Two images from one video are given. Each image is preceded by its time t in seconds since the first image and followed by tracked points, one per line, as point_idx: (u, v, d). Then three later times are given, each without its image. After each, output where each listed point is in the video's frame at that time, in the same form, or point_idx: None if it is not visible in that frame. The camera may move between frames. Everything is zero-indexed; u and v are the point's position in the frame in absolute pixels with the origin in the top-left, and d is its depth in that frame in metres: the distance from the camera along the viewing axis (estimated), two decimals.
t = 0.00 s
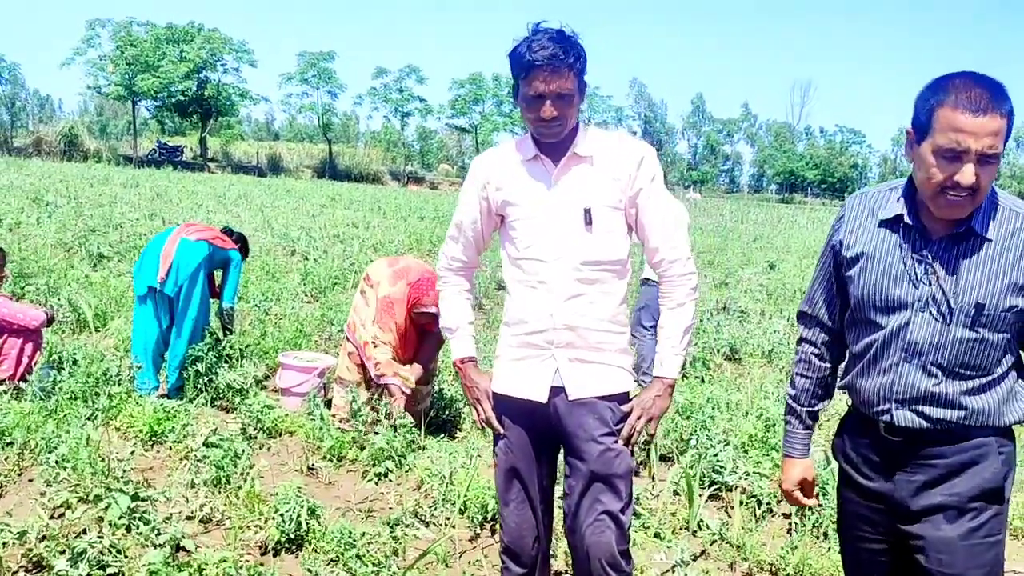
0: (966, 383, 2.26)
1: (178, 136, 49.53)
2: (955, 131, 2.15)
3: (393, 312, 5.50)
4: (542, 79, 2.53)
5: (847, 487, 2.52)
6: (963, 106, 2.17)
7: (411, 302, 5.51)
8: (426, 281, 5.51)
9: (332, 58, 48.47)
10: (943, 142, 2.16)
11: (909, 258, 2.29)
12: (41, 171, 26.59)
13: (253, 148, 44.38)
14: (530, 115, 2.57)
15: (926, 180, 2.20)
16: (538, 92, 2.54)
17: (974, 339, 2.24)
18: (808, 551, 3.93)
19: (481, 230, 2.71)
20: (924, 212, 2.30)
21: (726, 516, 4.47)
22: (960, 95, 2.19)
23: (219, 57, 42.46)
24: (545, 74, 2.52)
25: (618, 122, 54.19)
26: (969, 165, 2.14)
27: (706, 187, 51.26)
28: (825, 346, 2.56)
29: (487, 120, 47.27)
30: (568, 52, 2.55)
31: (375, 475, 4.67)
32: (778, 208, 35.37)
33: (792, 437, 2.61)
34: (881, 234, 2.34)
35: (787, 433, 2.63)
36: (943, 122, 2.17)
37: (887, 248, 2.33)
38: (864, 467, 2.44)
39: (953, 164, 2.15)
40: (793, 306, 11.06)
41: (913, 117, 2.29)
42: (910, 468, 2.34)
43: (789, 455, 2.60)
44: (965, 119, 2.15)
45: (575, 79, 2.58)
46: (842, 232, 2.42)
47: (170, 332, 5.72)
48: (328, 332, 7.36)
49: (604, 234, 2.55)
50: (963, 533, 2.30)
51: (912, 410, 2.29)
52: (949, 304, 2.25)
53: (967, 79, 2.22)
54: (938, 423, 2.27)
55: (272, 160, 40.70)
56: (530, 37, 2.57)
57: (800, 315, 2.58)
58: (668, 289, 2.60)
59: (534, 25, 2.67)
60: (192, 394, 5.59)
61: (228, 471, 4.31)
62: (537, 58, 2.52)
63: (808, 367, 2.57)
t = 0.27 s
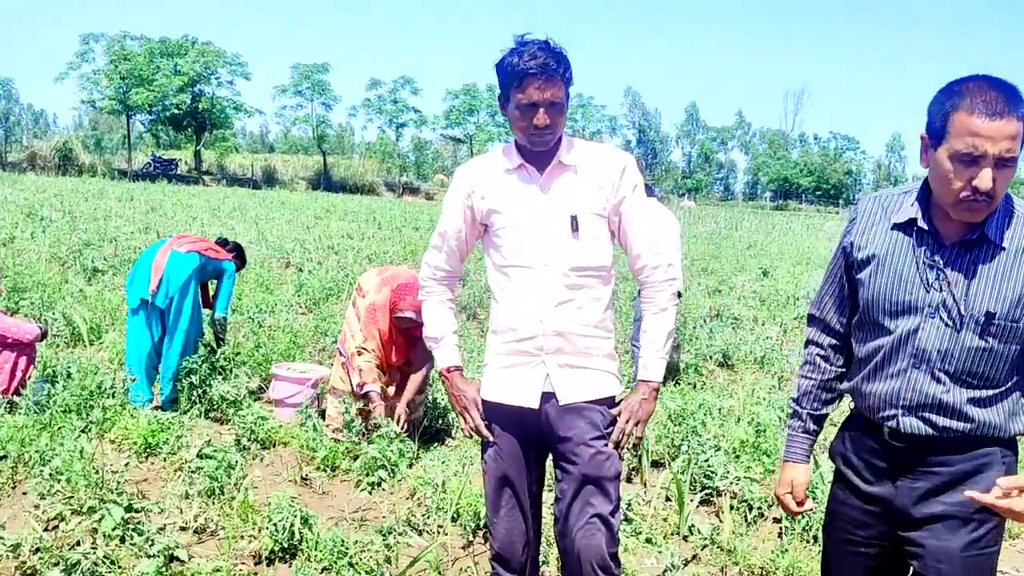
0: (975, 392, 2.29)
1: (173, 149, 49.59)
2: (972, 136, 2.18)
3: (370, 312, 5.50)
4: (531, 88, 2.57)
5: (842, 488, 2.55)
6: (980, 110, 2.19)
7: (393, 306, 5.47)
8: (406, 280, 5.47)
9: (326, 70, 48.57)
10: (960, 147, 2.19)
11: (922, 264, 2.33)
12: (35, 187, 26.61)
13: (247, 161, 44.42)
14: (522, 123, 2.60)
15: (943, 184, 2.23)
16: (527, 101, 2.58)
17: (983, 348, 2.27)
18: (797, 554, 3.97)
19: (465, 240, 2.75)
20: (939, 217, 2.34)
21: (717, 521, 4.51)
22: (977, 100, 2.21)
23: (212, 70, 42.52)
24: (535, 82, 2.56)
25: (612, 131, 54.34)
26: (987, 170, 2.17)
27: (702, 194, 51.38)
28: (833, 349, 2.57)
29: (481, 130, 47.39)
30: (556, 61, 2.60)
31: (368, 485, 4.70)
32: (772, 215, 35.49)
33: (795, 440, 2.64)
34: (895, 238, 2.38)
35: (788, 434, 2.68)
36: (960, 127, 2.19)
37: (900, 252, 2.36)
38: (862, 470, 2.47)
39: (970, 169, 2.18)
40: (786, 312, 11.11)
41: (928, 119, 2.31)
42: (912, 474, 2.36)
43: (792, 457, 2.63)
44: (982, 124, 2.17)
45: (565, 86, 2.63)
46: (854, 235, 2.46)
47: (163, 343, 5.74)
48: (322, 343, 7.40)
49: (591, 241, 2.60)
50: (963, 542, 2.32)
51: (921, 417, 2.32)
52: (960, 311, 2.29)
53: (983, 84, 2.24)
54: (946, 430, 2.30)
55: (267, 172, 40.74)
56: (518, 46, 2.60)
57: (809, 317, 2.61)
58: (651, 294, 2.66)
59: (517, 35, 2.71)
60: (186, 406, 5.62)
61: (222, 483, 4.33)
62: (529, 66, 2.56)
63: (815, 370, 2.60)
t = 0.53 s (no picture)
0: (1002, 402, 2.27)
1: (171, 160, 49.72)
2: (997, 146, 2.14)
3: (361, 320, 5.68)
4: (531, 101, 2.66)
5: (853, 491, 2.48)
6: (1004, 120, 2.16)
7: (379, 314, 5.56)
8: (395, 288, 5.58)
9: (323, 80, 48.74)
10: (985, 157, 2.15)
11: (944, 277, 2.31)
12: (35, 199, 26.72)
13: (246, 170, 44.56)
14: (522, 136, 2.68)
15: (965, 196, 2.20)
16: (528, 113, 2.66)
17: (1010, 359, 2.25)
18: (794, 556, 4.03)
19: (463, 251, 2.82)
20: (959, 228, 2.32)
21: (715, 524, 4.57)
22: (1000, 109, 2.18)
23: (210, 81, 42.68)
24: (534, 96, 2.65)
25: (609, 138, 54.53)
26: (1012, 180, 2.14)
27: (699, 200, 51.56)
28: (847, 368, 2.54)
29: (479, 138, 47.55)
30: (554, 75, 2.69)
31: (370, 492, 4.76)
32: (770, 219, 35.66)
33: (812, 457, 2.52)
34: (915, 251, 2.35)
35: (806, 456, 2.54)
36: (985, 137, 2.16)
37: (921, 266, 2.33)
38: (873, 472, 2.43)
39: (994, 180, 2.15)
40: (782, 317, 11.20)
41: (947, 129, 2.27)
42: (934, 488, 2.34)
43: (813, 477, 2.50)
44: (1007, 134, 2.14)
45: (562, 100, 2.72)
46: (870, 250, 2.43)
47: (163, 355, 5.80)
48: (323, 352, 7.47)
49: (587, 250, 2.68)
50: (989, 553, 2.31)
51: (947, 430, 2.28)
52: (985, 322, 2.26)
53: (1005, 93, 2.20)
54: (978, 441, 2.27)
55: (265, 182, 40.88)
56: (517, 61, 2.69)
57: (818, 337, 2.57)
58: (646, 303, 2.75)
59: (515, 52, 2.80)
60: (189, 417, 5.68)
61: (227, 491, 4.39)
62: (530, 80, 2.65)
63: (830, 389, 2.54)
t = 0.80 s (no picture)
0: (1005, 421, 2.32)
1: (166, 168, 49.73)
2: (990, 157, 2.13)
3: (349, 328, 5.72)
4: (521, 113, 2.72)
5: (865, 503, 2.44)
6: (995, 129, 2.15)
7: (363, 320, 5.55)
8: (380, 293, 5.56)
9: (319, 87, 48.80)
10: (979, 168, 2.14)
11: (945, 297, 2.31)
12: (31, 208, 26.73)
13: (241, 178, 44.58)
14: (512, 148, 2.74)
15: (960, 207, 2.18)
16: (519, 125, 2.73)
17: (1013, 377, 2.29)
18: (785, 560, 4.08)
19: (453, 261, 2.87)
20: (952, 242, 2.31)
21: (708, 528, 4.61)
22: (990, 118, 2.17)
23: (205, 89, 42.72)
24: (523, 108, 2.72)
25: (605, 143, 54.63)
26: (1008, 188, 2.12)
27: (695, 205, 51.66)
28: (825, 387, 2.50)
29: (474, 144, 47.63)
30: (542, 88, 2.76)
31: (367, 499, 4.79)
32: (766, 223, 35.75)
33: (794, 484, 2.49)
34: (912, 271, 2.33)
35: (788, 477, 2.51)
36: (979, 147, 2.14)
37: (919, 286, 2.32)
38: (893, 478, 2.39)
39: (989, 190, 2.14)
40: (777, 322, 11.25)
41: (936, 140, 2.26)
42: (939, 497, 2.38)
43: (797, 504, 2.46)
44: (1000, 144, 2.13)
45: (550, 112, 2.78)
46: (861, 269, 2.40)
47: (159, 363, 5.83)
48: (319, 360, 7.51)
49: (576, 259, 2.73)
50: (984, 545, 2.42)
51: (964, 449, 2.31)
52: (990, 343, 2.28)
53: (993, 102, 2.20)
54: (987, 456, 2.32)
55: (261, 190, 40.91)
56: (506, 75, 2.76)
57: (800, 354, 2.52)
58: (633, 311, 2.81)
59: (502, 65, 2.86)
60: (186, 425, 5.71)
61: (224, 499, 4.43)
62: (518, 93, 2.71)
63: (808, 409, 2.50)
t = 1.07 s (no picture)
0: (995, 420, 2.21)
1: (162, 171, 49.70)
2: (968, 145, 2.05)
3: (330, 327, 5.74)
4: (503, 116, 2.77)
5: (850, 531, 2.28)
6: (967, 117, 2.08)
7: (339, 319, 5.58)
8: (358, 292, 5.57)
9: (314, 90, 48.83)
10: (958, 157, 2.05)
11: (932, 299, 2.14)
12: (26, 211, 26.72)
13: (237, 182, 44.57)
14: (495, 151, 2.78)
15: (940, 199, 2.08)
16: (500, 128, 2.77)
17: (1004, 373, 2.18)
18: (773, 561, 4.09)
19: (437, 265, 2.90)
20: (930, 240, 2.18)
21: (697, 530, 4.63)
22: (959, 106, 2.10)
23: (200, 92, 42.72)
24: (504, 112, 2.76)
25: (600, 146, 54.71)
26: (986, 176, 2.04)
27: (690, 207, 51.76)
28: (793, 408, 2.32)
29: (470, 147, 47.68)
30: (523, 91, 2.82)
31: (357, 501, 4.80)
32: (761, 226, 35.85)
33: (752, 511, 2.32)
34: (895, 276, 2.16)
35: (746, 505, 2.34)
36: (953, 136, 2.06)
37: (904, 291, 2.15)
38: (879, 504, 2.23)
39: (969, 179, 2.05)
40: (771, 324, 11.29)
41: (903, 133, 2.17)
42: (929, 517, 2.23)
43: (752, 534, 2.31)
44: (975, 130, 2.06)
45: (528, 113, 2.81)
46: (840, 280, 2.20)
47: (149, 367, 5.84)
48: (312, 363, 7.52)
49: (560, 262, 2.76)
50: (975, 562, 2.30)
51: (962, 457, 2.16)
52: (983, 342, 2.14)
53: (957, 92, 2.14)
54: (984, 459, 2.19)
55: (257, 194, 40.90)
56: (487, 79, 2.81)
57: (766, 373, 2.32)
58: (618, 312, 2.85)
59: (483, 70, 2.91)
60: (177, 428, 5.73)
61: (214, 501, 4.44)
62: (499, 97, 2.77)
63: (774, 432, 2.32)
